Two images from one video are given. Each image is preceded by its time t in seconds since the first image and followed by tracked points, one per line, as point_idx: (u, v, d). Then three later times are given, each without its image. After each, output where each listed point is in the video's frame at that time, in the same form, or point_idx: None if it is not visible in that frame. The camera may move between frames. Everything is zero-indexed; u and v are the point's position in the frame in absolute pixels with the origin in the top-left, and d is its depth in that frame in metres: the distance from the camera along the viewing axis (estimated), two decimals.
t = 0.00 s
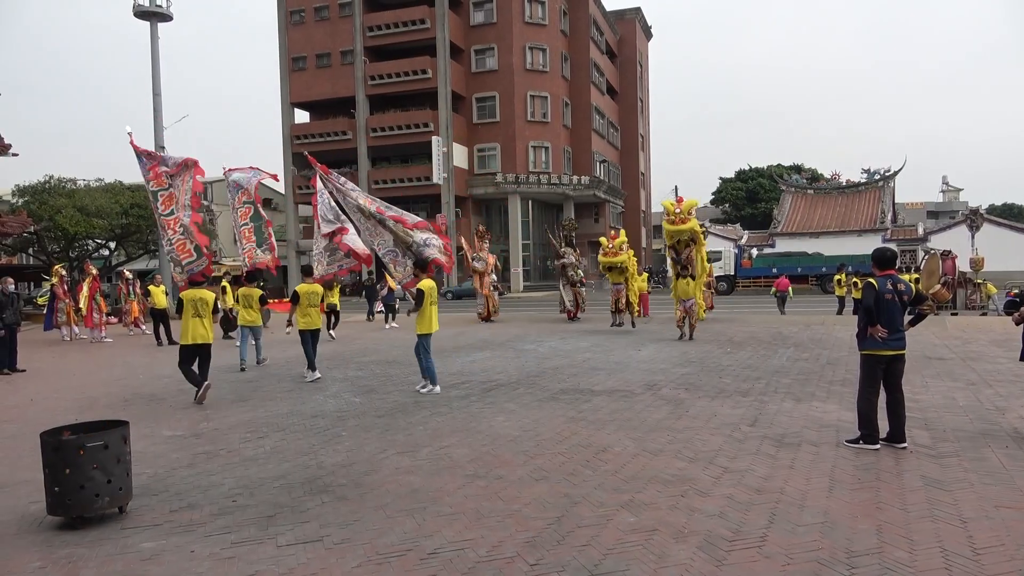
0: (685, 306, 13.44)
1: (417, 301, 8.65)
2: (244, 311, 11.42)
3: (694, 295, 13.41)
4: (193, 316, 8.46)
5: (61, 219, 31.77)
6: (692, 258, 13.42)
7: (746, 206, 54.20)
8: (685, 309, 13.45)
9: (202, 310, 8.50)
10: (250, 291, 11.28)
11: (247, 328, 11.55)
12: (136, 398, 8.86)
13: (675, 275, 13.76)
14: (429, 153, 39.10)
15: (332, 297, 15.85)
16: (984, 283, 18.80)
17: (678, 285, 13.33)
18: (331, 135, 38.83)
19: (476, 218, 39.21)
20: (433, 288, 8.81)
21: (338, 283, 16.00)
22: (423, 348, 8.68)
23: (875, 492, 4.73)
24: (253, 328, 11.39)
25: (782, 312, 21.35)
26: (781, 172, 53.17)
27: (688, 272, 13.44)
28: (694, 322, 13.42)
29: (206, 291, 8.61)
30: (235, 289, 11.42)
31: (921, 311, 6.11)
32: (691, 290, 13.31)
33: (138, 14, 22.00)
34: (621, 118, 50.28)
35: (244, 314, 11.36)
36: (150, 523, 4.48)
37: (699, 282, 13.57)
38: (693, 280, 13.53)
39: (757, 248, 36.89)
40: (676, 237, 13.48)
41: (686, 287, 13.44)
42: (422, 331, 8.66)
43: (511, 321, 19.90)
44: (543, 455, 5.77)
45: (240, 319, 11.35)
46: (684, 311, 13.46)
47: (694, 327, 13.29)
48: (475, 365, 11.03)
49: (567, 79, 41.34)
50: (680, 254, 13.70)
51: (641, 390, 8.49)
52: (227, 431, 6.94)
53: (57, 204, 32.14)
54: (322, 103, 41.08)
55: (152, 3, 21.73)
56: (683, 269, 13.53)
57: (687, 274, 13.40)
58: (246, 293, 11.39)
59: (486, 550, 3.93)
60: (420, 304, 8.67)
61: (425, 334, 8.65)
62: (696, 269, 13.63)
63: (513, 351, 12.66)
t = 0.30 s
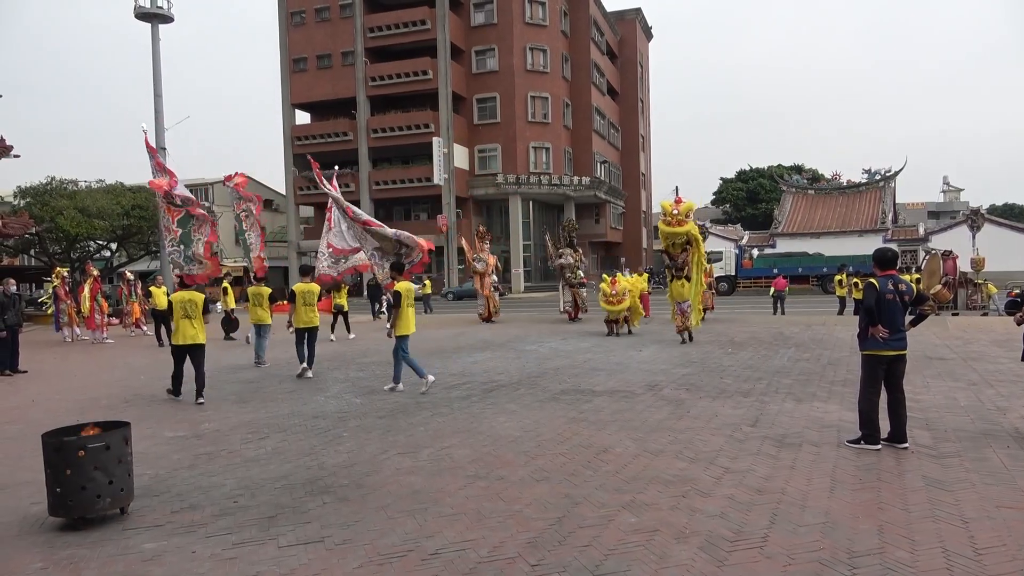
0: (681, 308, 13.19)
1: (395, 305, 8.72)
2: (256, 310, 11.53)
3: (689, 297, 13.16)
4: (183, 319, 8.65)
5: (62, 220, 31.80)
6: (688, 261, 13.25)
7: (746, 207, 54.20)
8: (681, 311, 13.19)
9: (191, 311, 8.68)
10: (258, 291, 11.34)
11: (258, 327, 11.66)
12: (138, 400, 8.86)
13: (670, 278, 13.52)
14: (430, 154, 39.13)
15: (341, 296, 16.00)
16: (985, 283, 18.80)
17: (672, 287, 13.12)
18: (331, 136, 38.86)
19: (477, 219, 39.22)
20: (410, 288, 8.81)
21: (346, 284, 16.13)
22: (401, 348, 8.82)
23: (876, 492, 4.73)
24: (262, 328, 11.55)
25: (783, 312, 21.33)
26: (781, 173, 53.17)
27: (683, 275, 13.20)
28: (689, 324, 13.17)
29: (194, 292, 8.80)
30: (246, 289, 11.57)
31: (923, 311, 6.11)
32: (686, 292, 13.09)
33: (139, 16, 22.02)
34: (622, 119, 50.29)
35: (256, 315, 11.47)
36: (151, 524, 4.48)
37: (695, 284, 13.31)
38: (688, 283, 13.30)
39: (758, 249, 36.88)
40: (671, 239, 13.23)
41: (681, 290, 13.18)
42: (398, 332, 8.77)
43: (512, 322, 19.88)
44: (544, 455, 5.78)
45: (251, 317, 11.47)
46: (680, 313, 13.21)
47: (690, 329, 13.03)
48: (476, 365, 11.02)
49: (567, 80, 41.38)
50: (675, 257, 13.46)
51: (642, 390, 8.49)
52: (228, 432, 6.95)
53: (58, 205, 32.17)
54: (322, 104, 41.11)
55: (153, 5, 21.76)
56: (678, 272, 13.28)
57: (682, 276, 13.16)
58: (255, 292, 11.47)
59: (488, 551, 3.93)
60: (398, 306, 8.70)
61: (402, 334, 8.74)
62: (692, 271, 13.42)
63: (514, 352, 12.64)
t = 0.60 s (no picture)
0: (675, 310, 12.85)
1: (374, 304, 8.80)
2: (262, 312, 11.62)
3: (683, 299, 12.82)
4: (172, 318, 9.20)
5: (63, 221, 31.83)
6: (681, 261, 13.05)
7: (747, 208, 54.17)
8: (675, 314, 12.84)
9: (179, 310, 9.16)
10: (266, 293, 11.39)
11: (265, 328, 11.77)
12: (139, 400, 8.87)
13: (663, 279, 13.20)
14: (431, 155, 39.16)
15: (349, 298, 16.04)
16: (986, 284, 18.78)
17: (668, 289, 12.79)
18: (332, 137, 38.89)
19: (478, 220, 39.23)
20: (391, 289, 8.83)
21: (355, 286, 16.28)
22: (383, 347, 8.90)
23: (877, 493, 4.73)
24: (268, 329, 11.59)
25: (785, 313, 21.28)
26: (782, 174, 53.13)
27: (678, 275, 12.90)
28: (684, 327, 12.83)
29: (182, 292, 9.23)
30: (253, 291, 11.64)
31: (924, 312, 6.10)
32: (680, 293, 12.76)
33: (141, 17, 22.03)
34: (623, 119, 50.30)
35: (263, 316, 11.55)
36: (152, 525, 4.48)
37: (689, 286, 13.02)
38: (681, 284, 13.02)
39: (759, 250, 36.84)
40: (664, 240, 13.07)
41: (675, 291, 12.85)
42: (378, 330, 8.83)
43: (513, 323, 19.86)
44: (545, 456, 5.77)
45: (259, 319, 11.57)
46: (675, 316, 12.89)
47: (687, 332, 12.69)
48: (477, 366, 11.01)
49: (568, 80, 41.37)
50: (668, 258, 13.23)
51: (643, 391, 8.48)
52: (229, 432, 6.95)
53: (59, 206, 32.20)
54: (323, 105, 41.14)
55: (154, 6, 21.78)
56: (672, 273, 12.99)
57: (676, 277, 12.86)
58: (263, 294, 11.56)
59: (489, 552, 3.93)
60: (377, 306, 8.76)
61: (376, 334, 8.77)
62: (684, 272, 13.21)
63: (515, 353, 12.62)
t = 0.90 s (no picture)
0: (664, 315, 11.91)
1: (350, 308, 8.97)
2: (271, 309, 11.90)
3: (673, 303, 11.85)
4: (168, 320, 9.35)
5: (64, 222, 31.86)
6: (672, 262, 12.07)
7: (748, 209, 54.18)
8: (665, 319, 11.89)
9: (177, 312, 9.34)
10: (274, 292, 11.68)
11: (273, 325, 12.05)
12: (141, 401, 8.90)
13: (651, 283, 12.22)
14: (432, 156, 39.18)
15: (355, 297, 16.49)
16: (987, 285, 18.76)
17: (658, 291, 11.78)
18: (333, 138, 38.90)
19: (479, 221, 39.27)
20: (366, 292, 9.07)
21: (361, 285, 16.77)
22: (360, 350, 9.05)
23: (878, 494, 4.72)
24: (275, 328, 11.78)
25: (786, 314, 21.25)
26: (783, 175, 53.14)
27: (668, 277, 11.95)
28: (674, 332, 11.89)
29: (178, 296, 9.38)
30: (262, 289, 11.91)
31: (926, 312, 6.10)
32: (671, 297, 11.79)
33: (142, 19, 22.08)
34: (624, 120, 50.34)
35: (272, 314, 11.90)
36: (153, 526, 4.48)
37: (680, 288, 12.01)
38: (672, 287, 12.04)
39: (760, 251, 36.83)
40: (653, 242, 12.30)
41: (664, 295, 11.88)
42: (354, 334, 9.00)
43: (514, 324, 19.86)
44: (545, 457, 5.77)
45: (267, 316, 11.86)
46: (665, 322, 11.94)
47: (676, 337, 11.78)
48: (478, 368, 11.00)
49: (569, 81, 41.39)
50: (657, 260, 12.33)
51: (644, 392, 8.48)
52: (230, 434, 6.96)
53: (61, 207, 32.24)
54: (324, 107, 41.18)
55: (155, 8, 21.84)
56: (661, 275, 12.04)
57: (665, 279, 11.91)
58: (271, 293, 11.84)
59: (489, 553, 3.93)
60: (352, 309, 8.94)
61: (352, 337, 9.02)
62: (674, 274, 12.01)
63: (516, 354, 12.62)
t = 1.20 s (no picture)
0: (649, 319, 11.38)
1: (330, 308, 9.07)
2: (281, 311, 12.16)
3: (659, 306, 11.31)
4: (170, 317, 9.45)
5: (66, 223, 31.90)
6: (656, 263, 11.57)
7: (749, 210, 54.17)
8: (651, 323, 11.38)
9: (178, 310, 9.44)
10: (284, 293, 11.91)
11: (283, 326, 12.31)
12: (143, 402, 8.89)
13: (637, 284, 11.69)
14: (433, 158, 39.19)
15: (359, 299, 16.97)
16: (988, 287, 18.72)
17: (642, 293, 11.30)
18: (335, 139, 38.91)
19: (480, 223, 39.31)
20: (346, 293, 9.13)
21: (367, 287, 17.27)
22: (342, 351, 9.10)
23: (879, 496, 4.72)
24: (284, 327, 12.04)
25: (787, 316, 21.23)
26: (784, 177, 53.13)
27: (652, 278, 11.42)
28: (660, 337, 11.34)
29: (181, 293, 9.52)
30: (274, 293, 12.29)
31: (927, 314, 6.09)
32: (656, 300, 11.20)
33: (143, 20, 22.10)
34: (625, 122, 50.35)
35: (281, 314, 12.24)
36: (154, 527, 4.48)
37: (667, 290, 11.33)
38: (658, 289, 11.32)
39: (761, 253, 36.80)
40: (636, 241, 11.69)
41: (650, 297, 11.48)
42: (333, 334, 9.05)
43: (514, 325, 19.85)
44: (546, 459, 5.77)
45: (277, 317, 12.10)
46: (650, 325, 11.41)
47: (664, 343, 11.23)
48: (479, 369, 11.00)
49: (571, 83, 41.40)
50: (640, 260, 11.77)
51: (645, 394, 8.47)
52: (232, 435, 6.96)
53: (62, 208, 32.27)
54: (325, 108, 41.20)
55: (157, 9, 21.87)
56: (646, 276, 11.64)
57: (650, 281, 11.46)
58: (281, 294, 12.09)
59: (490, 554, 3.92)
60: (332, 309, 9.04)
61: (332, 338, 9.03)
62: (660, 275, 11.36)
63: (517, 355, 12.61)
